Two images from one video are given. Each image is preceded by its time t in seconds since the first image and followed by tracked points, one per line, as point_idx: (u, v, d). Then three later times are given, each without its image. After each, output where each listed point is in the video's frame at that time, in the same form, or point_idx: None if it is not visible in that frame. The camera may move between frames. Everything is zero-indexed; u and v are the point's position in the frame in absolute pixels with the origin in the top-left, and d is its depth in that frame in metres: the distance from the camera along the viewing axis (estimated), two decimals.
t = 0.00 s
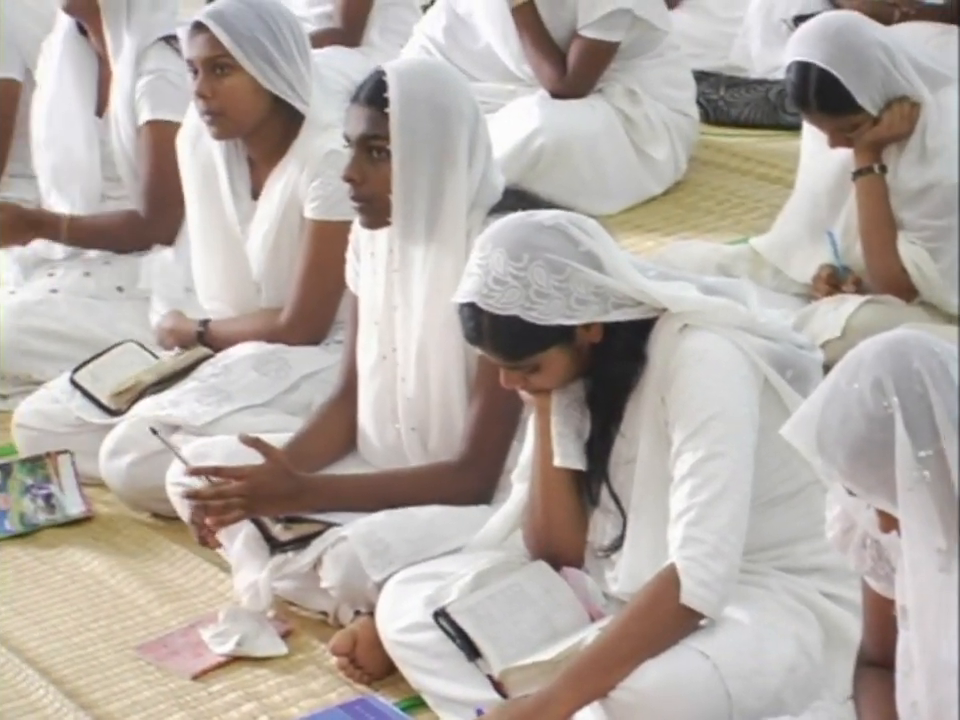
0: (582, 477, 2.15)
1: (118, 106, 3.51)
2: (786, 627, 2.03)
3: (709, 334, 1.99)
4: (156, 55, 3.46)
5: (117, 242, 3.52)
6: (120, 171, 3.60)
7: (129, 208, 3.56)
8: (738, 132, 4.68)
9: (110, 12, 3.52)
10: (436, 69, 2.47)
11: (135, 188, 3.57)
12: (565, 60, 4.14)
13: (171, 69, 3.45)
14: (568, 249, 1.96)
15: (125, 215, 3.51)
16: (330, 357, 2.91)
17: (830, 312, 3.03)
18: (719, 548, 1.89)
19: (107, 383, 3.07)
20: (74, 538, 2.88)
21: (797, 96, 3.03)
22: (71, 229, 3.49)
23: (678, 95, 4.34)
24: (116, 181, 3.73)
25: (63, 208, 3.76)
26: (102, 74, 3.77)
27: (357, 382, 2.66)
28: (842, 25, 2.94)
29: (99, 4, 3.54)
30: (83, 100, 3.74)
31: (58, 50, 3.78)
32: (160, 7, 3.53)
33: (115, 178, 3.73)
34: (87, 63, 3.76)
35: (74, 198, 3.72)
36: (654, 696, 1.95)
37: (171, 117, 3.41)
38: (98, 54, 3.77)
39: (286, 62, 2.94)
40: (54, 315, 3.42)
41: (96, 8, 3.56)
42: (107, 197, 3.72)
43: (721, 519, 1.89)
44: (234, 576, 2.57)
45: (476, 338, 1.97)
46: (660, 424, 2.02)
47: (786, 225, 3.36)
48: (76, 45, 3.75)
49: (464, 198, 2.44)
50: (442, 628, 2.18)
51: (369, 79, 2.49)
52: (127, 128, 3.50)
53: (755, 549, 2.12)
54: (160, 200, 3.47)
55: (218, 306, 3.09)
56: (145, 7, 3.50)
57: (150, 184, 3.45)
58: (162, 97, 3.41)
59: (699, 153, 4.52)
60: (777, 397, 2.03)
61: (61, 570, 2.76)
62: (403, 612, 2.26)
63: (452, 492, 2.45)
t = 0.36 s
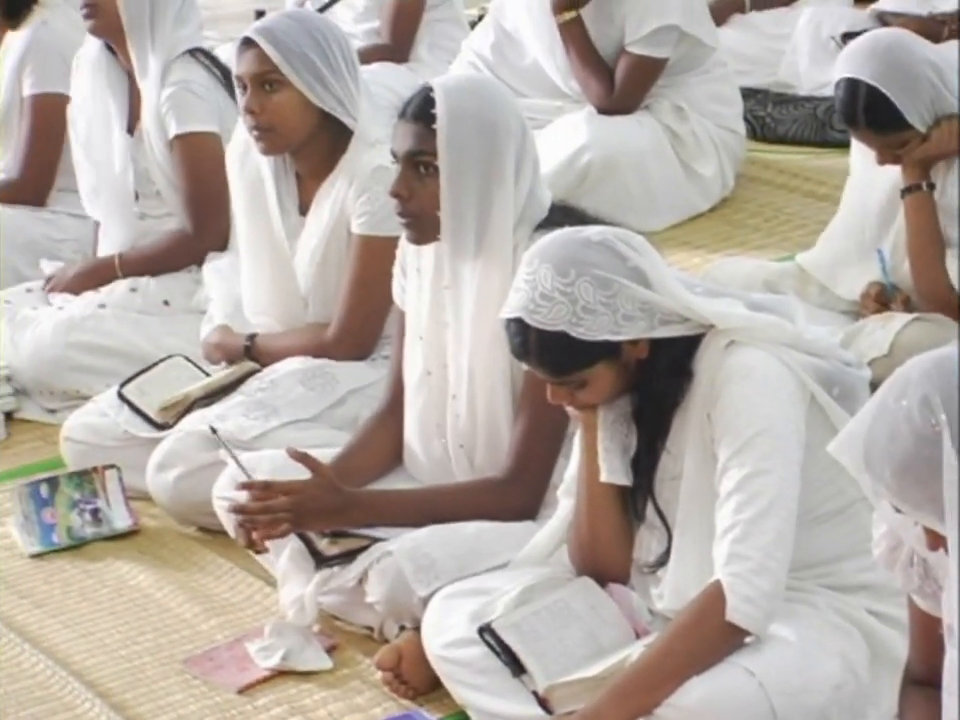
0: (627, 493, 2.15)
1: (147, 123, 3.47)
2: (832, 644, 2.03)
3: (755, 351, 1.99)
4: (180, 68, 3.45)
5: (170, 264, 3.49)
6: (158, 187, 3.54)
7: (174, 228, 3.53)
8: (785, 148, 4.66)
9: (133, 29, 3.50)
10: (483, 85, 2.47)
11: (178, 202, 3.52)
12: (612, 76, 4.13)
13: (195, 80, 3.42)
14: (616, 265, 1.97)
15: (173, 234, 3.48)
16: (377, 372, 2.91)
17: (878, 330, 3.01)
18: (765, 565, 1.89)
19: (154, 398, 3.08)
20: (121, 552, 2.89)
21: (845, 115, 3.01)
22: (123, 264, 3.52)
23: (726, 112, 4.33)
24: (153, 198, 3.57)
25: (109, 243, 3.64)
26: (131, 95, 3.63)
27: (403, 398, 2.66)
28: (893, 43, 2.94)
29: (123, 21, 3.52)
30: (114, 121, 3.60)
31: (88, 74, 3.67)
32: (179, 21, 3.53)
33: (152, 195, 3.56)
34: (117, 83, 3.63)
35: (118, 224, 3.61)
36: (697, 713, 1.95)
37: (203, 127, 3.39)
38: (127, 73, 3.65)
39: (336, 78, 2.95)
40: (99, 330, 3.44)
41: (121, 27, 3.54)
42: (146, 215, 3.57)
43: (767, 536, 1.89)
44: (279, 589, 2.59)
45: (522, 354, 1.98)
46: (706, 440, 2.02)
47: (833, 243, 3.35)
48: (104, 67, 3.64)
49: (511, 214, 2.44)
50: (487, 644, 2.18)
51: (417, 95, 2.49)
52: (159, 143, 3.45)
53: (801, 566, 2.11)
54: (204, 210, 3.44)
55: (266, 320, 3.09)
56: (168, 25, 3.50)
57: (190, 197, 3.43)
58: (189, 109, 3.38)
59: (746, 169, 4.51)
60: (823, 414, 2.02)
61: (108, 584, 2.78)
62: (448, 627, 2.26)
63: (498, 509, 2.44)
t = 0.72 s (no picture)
0: (639, 506, 2.14)
1: (146, 138, 3.47)
2: (843, 656, 2.02)
3: (768, 363, 1.99)
4: (178, 84, 3.44)
5: (181, 278, 3.48)
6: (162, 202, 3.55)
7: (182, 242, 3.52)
8: (796, 159, 4.66)
9: (132, 48, 3.48)
10: (494, 97, 2.47)
11: (183, 216, 3.52)
12: (624, 88, 4.13)
13: (193, 95, 3.43)
14: (627, 276, 1.97)
15: (180, 249, 3.48)
16: (388, 384, 2.91)
17: (890, 341, 3.01)
18: (776, 577, 1.89)
19: (166, 408, 3.08)
20: (133, 563, 2.90)
21: (858, 127, 3.04)
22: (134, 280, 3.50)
23: (737, 124, 4.33)
24: (160, 212, 3.58)
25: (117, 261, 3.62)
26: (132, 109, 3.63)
27: (414, 409, 2.66)
28: (904, 55, 2.91)
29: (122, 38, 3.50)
30: (114, 137, 3.59)
31: (86, 89, 3.65)
32: (180, 37, 3.52)
33: (158, 208, 3.58)
34: (116, 99, 3.62)
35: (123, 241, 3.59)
36: None
37: (203, 142, 3.39)
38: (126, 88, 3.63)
39: (348, 88, 2.95)
40: (114, 342, 3.44)
41: (121, 44, 3.53)
42: (153, 231, 3.58)
43: (777, 548, 1.89)
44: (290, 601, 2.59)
45: (534, 365, 1.98)
46: (717, 452, 2.02)
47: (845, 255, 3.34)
48: (102, 83, 3.62)
49: (522, 224, 2.44)
50: (499, 656, 2.18)
51: (428, 107, 2.49)
52: (159, 159, 3.46)
53: (813, 579, 2.10)
54: (211, 224, 3.44)
55: (278, 332, 3.09)
56: (167, 40, 3.49)
57: (193, 211, 3.44)
58: (187, 125, 3.39)
59: (757, 181, 4.51)
60: (836, 427, 2.02)
61: (120, 594, 2.78)
62: (459, 639, 2.26)
63: (510, 520, 2.45)
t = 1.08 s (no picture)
0: (643, 530, 2.14)
1: (148, 165, 3.48)
2: (849, 682, 2.02)
3: (774, 389, 1.99)
4: (180, 112, 3.45)
5: (185, 305, 3.47)
6: (164, 230, 3.56)
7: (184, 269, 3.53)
8: (802, 185, 4.67)
9: (135, 76, 3.50)
10: (501, 122, 2.47)
11: (185, 243, 3.52)
12: (630, 113, 4.13)
13: (195, 123, 3.43)
14: (633, 302, 1.97)
15: (183, 276, 3.47)
16: (394, 408, 2.91)
17: (896, 367, 3.01)
18: (780, 604, 1.90)
19: (171, 432, 3.08)
20: (138, 587, 2.90)
21: (862, 153, 3.02)
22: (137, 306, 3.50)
23: (743, 150, 4.33)
24: (163, 240, 3.59)
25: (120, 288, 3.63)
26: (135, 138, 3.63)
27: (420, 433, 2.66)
28: (911, 82, 2.90)
29: (126, 67, 3.51)
30: (116, 164, 3.58)
31: (90, 117, 3.64)
32: (185, 64, 3.53)
33: (160, 236, 3.60)
34: (118, 127, 3.61)
35: (125, 267, 3.59)
36: None
37: (205, 170, 3.40)
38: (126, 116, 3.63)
39: (353, 112, 2.96)
40: (119, 365, 3.45)
41: (125, 72, 3.53)
42: (156, 258, 3.59)
43: (783, 575, 1.90)
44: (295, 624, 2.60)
45: (540, 391, 1.98)
46: (724, 478, 2.02)
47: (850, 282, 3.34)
48: (104, 110, 3.61)
49: (528, 249, 2.45)
50: (504, 680, 2.18)
51: (434, 132, 2.50)
52: (161, 188, 3.46)
53: (819, 605, 2.10)
54: (213, 250, 3.43)
55: (285, 356, 3.09)
56: (171, 68, 3.49)
57: (195, 237, 3.43)
58: (189, 153, 3.39)
59: (763, 206, 4.52)
60: (842, 454, 2.02)
61: (125, 618, 2.78)
62: (464, 663, 2.26)
63: (515, 545, 2.45)
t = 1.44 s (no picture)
0: (660, 576, 2.13)
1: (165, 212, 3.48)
2: None
3: (790, 437, 1.99)
4: (197, 158, 3.46)
5: (200, 349, 3.48)
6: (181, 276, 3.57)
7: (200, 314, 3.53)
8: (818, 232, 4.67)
9: (152, 124, 3.51)
10: (516, 169, 2.48)
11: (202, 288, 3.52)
12: (646, 160, 4.14)
13: (213, 169, 3.45)
14: (648, 349, 1.97)
15: (198, 322, 3.48)
16: (411, 454, 2.91)
17: (912, 413, 3.00)
18: (798, 652, 1.89)
19: (189, 478, 3.08)
20: (153, 632, 2.90)
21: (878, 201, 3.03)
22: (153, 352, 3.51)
23: (760, 197, 4.33)
24: (179, 286, 3.60)
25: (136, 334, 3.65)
26: (152, 186, 3.64)
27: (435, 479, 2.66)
28: (927, 130, 2.91)
29: (142, 115, 3.52)
30: (134, 211, 3.60)
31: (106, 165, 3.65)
32: (202, 112, 3.55)
33: (177, 282, 3.60)
34: (135, 174, 3.62)
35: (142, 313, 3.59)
36: None
37: (222, 217, 3.41)
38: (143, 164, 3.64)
39: (369, 157, 2.97)
40: (135, 410, 3.46)
41: (141, 121, 3.54)
42: (172, 304, 3.59)
43: (798, 623, 1.89)
44: (310, 670, 2.60)
45: (554, 438, 1.98)
46: (738, 526, 2.01)
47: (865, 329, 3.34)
48: (121, 158, 3.63)
49: (544, 296, 2.45)
50: None
51: (450, 179, 2.51)
52: (179, 234, 3.47)
53: (834, 653, 2.09)
54: (230, 296, 3.44)
55: (300, 401, 3.09)
56: (189, 115, 3.52)
57: (211, 284, 3.44)
58: (207, 199, 3.41)
59: (779, 253, 4.52)
60: (857, 502, 2.02)
61: (140, 664, 2.78)
62: (479, 710, 2.26)
63: (530, 591, 2.44)
